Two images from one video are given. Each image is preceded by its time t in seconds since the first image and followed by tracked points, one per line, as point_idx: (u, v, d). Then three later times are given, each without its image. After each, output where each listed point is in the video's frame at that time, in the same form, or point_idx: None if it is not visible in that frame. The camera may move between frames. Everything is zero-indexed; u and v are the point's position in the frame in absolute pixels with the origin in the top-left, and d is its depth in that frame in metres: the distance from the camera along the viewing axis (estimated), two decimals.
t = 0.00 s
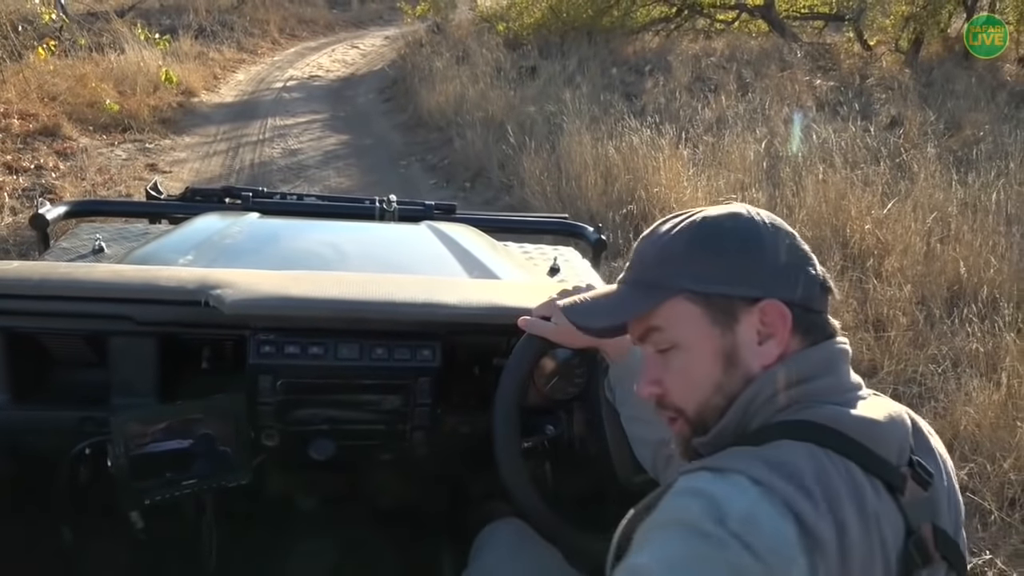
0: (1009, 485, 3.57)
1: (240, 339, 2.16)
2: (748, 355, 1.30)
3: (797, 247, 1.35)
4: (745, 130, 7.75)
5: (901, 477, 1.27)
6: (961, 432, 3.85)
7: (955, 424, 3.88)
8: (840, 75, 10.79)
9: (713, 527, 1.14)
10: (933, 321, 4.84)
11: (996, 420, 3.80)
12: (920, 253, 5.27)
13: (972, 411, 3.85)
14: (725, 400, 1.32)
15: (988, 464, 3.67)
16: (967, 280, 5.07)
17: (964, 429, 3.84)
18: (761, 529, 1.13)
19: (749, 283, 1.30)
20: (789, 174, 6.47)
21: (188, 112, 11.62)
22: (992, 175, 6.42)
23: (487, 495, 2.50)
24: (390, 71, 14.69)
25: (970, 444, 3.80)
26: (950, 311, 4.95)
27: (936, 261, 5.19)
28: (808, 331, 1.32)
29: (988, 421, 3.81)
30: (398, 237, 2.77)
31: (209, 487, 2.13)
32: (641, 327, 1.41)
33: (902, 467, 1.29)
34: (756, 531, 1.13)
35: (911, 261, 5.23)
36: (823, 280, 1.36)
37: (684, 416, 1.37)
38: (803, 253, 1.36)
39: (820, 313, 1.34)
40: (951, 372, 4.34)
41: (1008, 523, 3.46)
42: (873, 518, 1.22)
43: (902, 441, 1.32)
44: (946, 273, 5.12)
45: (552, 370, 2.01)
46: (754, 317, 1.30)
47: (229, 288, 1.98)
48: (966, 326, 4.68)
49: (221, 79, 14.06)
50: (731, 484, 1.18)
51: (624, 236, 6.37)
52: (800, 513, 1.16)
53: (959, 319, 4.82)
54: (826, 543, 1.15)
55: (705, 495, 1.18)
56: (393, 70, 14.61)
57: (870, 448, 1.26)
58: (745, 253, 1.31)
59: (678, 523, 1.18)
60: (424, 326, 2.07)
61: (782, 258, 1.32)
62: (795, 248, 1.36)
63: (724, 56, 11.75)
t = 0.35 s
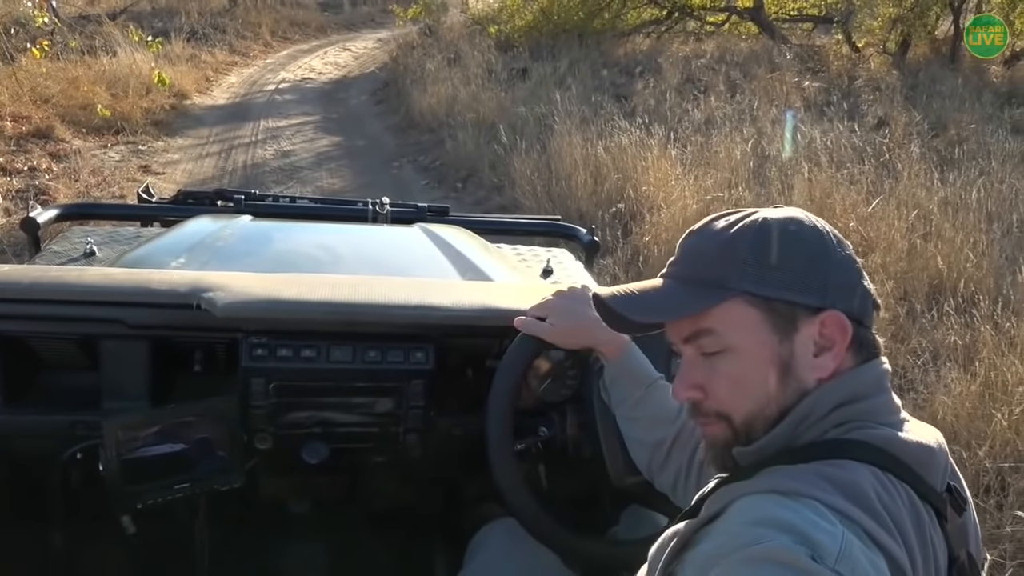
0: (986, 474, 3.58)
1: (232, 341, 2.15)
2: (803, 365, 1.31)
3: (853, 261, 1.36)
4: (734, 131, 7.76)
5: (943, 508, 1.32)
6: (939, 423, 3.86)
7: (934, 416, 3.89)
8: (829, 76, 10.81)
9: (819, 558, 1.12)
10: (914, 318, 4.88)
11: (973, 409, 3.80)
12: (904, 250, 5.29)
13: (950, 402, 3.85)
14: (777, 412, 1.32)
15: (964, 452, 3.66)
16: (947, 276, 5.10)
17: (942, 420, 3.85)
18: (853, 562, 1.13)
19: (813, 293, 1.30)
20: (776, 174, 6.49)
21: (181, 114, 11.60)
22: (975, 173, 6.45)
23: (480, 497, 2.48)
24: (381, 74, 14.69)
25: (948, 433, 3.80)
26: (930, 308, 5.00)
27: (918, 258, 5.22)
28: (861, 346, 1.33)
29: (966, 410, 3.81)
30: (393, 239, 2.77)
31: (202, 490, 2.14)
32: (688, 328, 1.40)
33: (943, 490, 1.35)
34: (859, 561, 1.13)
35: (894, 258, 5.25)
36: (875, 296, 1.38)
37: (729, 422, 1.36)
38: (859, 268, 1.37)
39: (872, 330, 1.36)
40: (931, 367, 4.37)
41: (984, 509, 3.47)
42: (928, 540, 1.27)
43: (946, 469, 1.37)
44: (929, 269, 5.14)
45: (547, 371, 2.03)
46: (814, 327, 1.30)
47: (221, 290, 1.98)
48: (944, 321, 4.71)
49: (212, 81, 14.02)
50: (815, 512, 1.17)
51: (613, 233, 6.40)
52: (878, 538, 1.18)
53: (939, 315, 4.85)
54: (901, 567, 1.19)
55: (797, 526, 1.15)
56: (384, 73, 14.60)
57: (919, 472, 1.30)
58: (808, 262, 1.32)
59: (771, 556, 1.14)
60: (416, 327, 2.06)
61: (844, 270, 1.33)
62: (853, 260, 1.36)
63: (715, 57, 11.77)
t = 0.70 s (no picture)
0: (970, 466, 3.60)
1: (221, 343, 2.14)
2: (796, 373, 1.32)
3: (858, 271, 1.37)
4: (721, 130, 7.78)
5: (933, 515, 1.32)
6: (925, 419, 3.87)
7: (920, 412, 3.91)
8: (815, 76, 10.84)
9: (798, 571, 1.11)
10: (900, 315, 4.90)
11: (957, 404, 3.82)
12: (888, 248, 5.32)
13: (935, 397, 3.87)
14: (765, 418, 1.33)
15: (949, 446, 3.69)
16: (932, 272, 5.13)
17: (928, 417, 3.86)
18: None
19: (813, 302, 1.31)
20: (763, 173, 6.51)
21: (169, 117, 11.58)
22: (959, 170, 6.47)
23: (470, 498, 2.48)
24: (370, 76, 14.68)
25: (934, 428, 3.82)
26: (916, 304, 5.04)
27: (903, 254, 5.25)
28: (857, 354, 1.34)
29: (952, 405, 3.82)
30: (383, 240, 2.77)
31: (191, 493, 2.15)
32: (682, 323, 1.41)
33: (931, 496, 1.35)
34: None
35: (880, 255, 5.28)
36: (876, 307, 1.39)
37: (717, 424, 1.37)
38: (863, 278, 1.37)
39: (869, 340, 1.36)
40: (917, 362, 4.40)
41: (968, 501, 3.49)
42: (913, 547, 1.27)
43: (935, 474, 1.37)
44: (915, 266, 5.18)
45: (536, 372, 2.01)
46: (811, 335, 1.31)
47: (209, 292, 1.97)
48: (928, 317, 4.74)
49: (201, 84, 14.00)
50: (796, 524, 1.16)
51: (601, 232, 6.41)
52: (860, 547, 1.17)
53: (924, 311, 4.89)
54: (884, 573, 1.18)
55: (778, 539, 1.14)
56: (373, 75, 14.60)
57: (907, 479, 1.30)
58: (815, 269, 1.33)
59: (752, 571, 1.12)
60: (405, 328, 2.06)
61: (847, 281, 1.34)
62: (859, 270, 1.37)
63: (702, 58, 11.80)
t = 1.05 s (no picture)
0: (976, 474, 3.60)
1: (215, 343, 2.13)
2: (804, 377, 1.31)
3: (874, 276, 1.37)
4: (717, 132, 7.79)
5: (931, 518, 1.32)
6: (930, 425, 3.87)
7: (925, 418, 3.91)
8: (811, 77, 10.85)
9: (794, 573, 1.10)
10: (903, 318, 4.91)
11: (962, 411, 3.82)
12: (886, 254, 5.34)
13: (940, 403, 3.87)
14: (769, 420, 1.33)
15: (955, 454, 3.69)
16: (934, 275, 5.13)
17: (933, 422, 3.86)
18: None
19: (827, 306, 1.31)
20: (760, 177, 6.51)
21: (162, 118, 11.55)
22: (959, 172, 6.48)
23: (466, 498, 2.50)
24: (365, 76, 14.66)
25: (938, 435, 3.83)
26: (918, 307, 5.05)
27: (904, 258, 5.27)
28: (865, 358, 1.34)
29: (957, 412, 3.82)
30: (378, 240, 2.76)
31: (185, 493, 2.13)
32: (691, 320, 1.40)
33: (928, 497, 1.35)
34: None
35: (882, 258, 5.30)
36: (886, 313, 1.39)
37: (717, 423, 1.37)
38: (877, 283, 1.37)
39: (878, 344, 1.36)
40: (922, 368, 4.40)
41: (974, 510, 3.49)
42: (908, 548, 1.27)
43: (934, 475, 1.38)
44: (916, 268, 5.18)
45: (531, 370, 2.02)
46: (822, 339, 1.31)
47: (203, 292, 1.96)
48: (931, 321, 4.74)
49: (194, 84, 13.98)
50: (792, 525, 1.15)
51: (599, 234, 6.40)
52: (855, 548, 1.17)
53: (926, 315, 4.89)
54: None
55: (776, 541, 1.13)
56: (368, 75, 14.58)
57: (906, 482, 1.29)
58: (832, 273, 1.32)
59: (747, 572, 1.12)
60: (400, 329, 2.05)
61: (862, 286, 1.33)
62: (872, 275, 1.37)
63: (697, 58, 11.80)
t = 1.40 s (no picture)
0: (1005, 497, 3.60)
1: (211, 344, 2.13)
2: (802, 380, 1.31)
3: (890, 288, 1.35)
4: (722, 135, 7.77)
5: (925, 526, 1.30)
6: (954, 443, 3.86)
7: (949, 435, 3.90)
8: (814, 77, 10.84)
9: (750, 566, 1.13)
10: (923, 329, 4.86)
11: (987, 430, 3.81)
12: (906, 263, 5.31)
13: (964, 421, 3.88)
14: (762, 418, 1.33)
15: (984, 477, 3.69)
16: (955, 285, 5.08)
17: (957, 440, 3.86)
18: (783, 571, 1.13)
19: (835, 313, 1.30)
20: (765, 181, 6.47)
21: (158, 121, 11.53)
22: (974, 176, 6.45)
23: (466, 498, 2.50)
24: (363, 77, 14.66)
25: (963, 455, 3.82)
26: (936, 317, 5.01)
27: (919, 264, 5.25)
28: (870, 365, 1.33)
29: (982, 432, 3.81)
30: (374, 240, 2.76)
31: (183, 494, 2.14)
32: (694, 311, 1.40)
33: (924, 508, 1.34)
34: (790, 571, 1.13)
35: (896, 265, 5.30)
36: (899, 326, 1.37)
37: (711, 417, 1.38)
38: (893, 295, 1.36)
39: (886, 355, 1.35)
40: (942, 380, 4.37)
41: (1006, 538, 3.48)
42: (896, 559, 1.25)
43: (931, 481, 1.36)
44: (928, 276, 5.16)
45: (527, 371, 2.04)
46: (825, 344, 1.30)
47: (199, 293, 1.96)
48: (953, 331, 4.72)
49: (190, 86, 13.96)
50: (759, 519, 1.18)
51: (605, 241, 6.39)
52: (826, 548, 1.16)
53: (947, 325, 4.86)
54: None
55: (741, 536, 1.16)
56: (366, 76, 14.58)
57: (899, 491, 1.29)
58: (840, 278, 1.31)
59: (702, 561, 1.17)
60: (397, 329, 2.05)
61: (874, 296, 1.32)
62: (888, 281, 1.35)
63: (698, 58, 11.79)
